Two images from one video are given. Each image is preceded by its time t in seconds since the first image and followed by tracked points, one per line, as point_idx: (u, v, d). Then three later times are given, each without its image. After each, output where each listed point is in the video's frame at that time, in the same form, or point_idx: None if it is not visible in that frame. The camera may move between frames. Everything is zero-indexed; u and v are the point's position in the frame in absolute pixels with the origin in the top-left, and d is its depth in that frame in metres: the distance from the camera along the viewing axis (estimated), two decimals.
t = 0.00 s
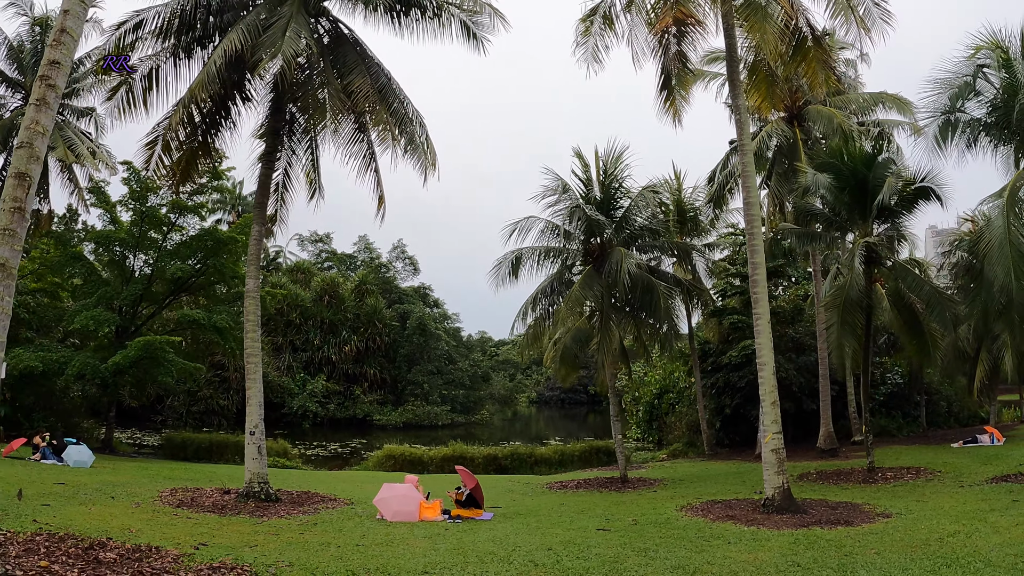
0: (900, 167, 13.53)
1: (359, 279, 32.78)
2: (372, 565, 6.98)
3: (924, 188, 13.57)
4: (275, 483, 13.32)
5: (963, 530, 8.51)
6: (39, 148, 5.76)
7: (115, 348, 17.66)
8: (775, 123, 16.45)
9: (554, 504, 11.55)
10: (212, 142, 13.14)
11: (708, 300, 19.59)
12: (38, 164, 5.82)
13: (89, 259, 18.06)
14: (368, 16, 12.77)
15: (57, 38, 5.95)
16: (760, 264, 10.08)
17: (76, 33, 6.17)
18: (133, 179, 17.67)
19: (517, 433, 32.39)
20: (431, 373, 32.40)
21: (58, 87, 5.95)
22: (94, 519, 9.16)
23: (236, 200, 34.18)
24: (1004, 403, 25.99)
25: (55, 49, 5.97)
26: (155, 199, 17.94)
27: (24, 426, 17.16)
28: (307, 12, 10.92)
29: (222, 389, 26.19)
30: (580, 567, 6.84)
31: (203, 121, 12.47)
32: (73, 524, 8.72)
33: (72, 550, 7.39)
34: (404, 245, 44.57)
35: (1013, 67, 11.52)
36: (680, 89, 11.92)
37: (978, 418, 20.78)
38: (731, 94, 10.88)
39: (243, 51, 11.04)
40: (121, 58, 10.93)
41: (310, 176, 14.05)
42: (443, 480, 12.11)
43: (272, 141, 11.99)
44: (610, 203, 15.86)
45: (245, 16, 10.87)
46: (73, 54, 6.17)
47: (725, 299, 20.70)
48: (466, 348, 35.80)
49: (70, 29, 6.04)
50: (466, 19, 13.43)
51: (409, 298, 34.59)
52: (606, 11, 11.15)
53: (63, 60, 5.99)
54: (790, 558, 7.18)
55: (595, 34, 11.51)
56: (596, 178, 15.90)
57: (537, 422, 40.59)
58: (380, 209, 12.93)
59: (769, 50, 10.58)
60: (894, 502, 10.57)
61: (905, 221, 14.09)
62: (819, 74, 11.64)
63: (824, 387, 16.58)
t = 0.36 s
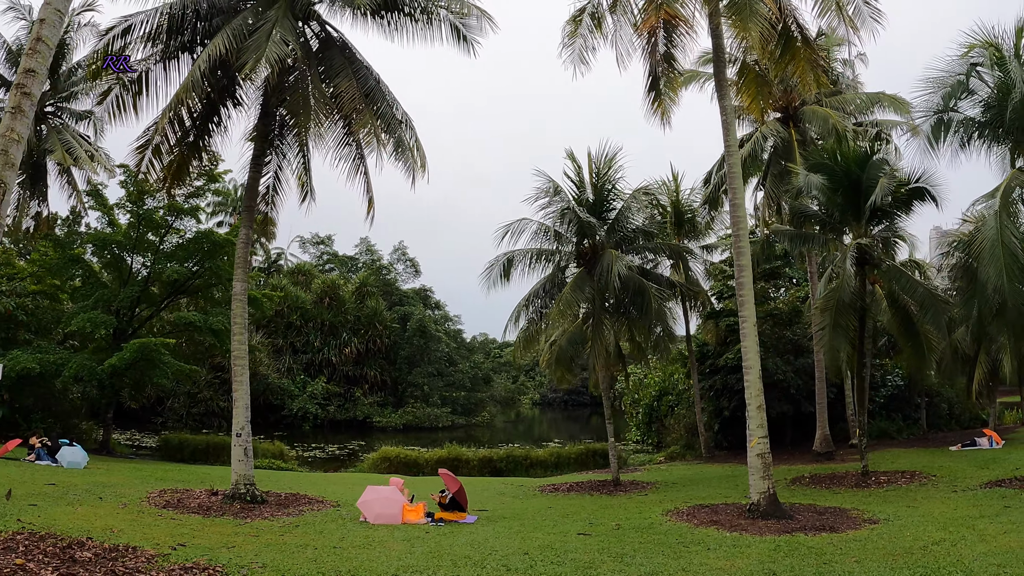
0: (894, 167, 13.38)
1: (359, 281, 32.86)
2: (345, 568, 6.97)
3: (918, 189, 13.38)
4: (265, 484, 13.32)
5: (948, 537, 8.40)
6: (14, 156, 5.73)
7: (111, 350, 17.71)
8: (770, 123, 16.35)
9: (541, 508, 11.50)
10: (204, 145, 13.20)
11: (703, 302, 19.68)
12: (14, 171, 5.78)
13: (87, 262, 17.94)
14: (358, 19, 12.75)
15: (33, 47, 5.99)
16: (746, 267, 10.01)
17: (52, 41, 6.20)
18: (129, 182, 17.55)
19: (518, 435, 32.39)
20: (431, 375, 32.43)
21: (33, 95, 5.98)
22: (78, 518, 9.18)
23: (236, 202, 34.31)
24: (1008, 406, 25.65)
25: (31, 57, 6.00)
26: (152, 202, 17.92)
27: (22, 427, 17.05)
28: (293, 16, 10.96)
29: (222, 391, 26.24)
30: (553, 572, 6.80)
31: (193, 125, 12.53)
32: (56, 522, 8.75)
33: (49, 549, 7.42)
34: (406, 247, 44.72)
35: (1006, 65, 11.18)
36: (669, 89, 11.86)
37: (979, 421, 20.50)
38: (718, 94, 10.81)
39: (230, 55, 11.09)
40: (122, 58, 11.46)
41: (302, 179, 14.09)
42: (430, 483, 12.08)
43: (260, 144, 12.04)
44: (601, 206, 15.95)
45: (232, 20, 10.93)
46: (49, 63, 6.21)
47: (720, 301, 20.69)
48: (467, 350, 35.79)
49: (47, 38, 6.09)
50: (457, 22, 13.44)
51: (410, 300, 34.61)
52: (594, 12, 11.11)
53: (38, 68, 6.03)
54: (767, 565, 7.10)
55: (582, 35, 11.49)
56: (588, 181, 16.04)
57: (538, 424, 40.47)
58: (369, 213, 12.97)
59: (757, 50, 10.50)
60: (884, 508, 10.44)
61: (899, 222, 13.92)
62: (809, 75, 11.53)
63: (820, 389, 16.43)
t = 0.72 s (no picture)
0: (891, 166, 13.20)
1: (361, 283, 32.87)
2: (321, 568, 6.92)
3: (914, 187, 13.17)
4: (257, 484, 13.29)
5: (940, 541, 8.22)
6: None
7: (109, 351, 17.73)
8: (768, 123, 16.22)
9: (530, 510, 11.41)
10: (197, 147, 13.22)
11: (703, 302, 19.60)
12: None
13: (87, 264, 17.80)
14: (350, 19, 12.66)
15: (11, 48, 5.94)
16: (735, 265, 9.91)
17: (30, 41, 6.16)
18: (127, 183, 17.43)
19: (519, 437, 32.37)
20: (432, 377, 32.42)
21: (9, 95, 5.91)
22: (63, 516, 9.14)
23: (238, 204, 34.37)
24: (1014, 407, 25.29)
25: (9, 58, 5.94)
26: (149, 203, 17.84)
27: (21, 428, 17.03)
28: (280, 17, 10.96)
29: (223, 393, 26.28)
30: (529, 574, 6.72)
31: (184, 125, 12.55)
32: (39, 520, 8.72)
33: (27, 545, 7.41)
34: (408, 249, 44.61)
35: (1003, 60, 10.84)
36: (658, 85, 11.80)
37: (982, 423, 20.21)
38: (708, 91, 10.65)
39: (219, 56, 11.12)
40: (121, 57, 11.65)
41: (296, 180, 14.09)
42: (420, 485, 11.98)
43: (250, 145, 12.06)
44: (596, 206, 15.90)
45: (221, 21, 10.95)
46: (26, 64, 6.16)
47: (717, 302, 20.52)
48: (469, 351, 35.75)
49: (24, 39, 6.03)
50: (449, 22, 13.32)
51: (412, 302, 34.58)
52: (582, 11, 11.05)
53: (16, 69, 5.96)
54: (749, 570, 6.97)
55: (571, 33, 11.40)
56: (583, 181, 16.00)
57: (542, 426, 40.35)
58: (361, 213, 12.98)
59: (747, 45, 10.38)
60: (877, 511, 10.26)
61: (897, 220, 13.72)
62: (801, 71, 11.39)
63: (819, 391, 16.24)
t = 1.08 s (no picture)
0: (888, 164, 12.98)
1: (363, 284, 32.88)
2: (291, 570, 6.86)
3: (911, 185, 12.92)
4: (249, 483, 13.26)
5: (929, 548, 8.02)
6: None
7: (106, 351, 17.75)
8: (765, 122, 16.07)
9: (518, 513, 11.31)
10: (187, 150, 13.13)
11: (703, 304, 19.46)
12: None
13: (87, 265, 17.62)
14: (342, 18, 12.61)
15: None
16: (723, 265, 9.76)
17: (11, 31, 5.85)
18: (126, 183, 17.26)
19: (521, 437, 32.34)
20: (434, 378, 32.40)
21: None
22: (44, 514, 9.07)
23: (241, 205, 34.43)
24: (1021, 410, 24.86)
25: None
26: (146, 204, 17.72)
27: (19, 428, 16.87)
28: (266, 17, 10.95)
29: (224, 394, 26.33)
30: None
31: (175, 127, 12.48)
32: (20, 518, 8.68)
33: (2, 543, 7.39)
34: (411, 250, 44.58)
35: (1001, 55, 10.58)
36: (647, 82, 11.64)
37: (987, 425, 19.88)
38: (697, 88, 10.49)
39: (206, 56, 11.14)
40: (122, 57, 11.47)
41: (288, 180, 14.08)
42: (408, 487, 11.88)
43: (240, 147, 12.06)
44: (591, 206, 15.82)
45: (207, 22, 10.96)
46: None
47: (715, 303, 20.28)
48: (472, 352, 35.70)
49: None
50: (440, 21, 13.27)
51: (414, 303, 34.54)
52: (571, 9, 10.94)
53: None
54: None
55: (560, 31, 11.29)
56: (577, 181, 15.92)
57: (546, 427, 40.23)
58: (351, 214, 12.97)
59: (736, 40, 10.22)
60: (870, 516, 10.05)
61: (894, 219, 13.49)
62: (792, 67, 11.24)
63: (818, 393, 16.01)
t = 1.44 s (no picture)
0: (887, 164, 12.79)
1: (368, 285, 32.92)
2: (266, 568, 6.85)
3: (910, 185, 12.70)
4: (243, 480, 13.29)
5: (918, 555, 7.85)
6: None
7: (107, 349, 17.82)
8: (765, 122, 15.94)
9: (507, 515, 11.24)
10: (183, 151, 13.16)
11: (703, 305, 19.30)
12: None
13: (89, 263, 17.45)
14: (336, 18, 12.64)
15: None
16: (711, 265, 9.65)
17: (3, 4, 5.25)
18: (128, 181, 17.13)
19: (524, 439, 32.27)
20: (438, 378, 32.40)
21: None
22: (32, 510, 9.00)
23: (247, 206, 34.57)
24: None
25: None
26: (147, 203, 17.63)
27: (20, 426, 16.87)
28: (257, 18, 10.98)
29: (228, 394, 26.42)
30: None
31: (171, 127, 12.51)
32: (6, 513, 8.67)
33: None
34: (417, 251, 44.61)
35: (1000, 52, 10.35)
36: (639, 80, 11.50)
37: (992, 430, 19.54)
38: (687, 86, 10.38)
39: (198, 57, 11.19)
40: (122, 57, 11.57)
41: (284, 180, 14.13)
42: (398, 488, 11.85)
43: (233, 146, 12.11)
44: (588, 207, 15.76)
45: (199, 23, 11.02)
46: None
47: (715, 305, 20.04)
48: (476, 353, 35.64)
49: None
50: (435, 21, 13.28)
51: (418, 304, 34.55)
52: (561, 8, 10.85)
53: None
54: None
55: (551, 30, 11.22)
56: (574, 181, 15.86)
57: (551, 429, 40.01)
58: (345, 214, 12.98)
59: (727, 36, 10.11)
60: (861, 522, 9.90)
61: (893, 220, 13.28)
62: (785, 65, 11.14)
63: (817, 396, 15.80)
